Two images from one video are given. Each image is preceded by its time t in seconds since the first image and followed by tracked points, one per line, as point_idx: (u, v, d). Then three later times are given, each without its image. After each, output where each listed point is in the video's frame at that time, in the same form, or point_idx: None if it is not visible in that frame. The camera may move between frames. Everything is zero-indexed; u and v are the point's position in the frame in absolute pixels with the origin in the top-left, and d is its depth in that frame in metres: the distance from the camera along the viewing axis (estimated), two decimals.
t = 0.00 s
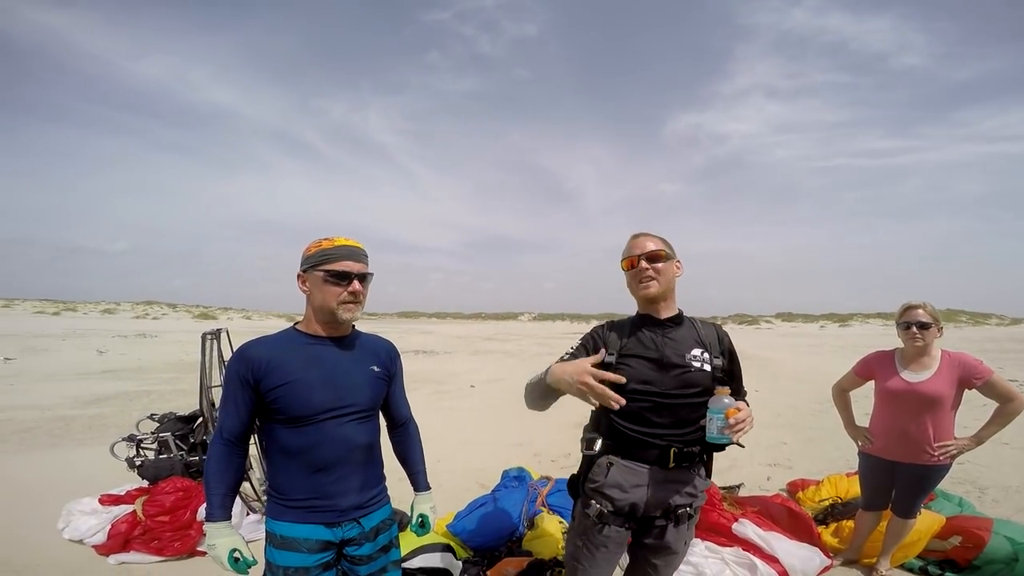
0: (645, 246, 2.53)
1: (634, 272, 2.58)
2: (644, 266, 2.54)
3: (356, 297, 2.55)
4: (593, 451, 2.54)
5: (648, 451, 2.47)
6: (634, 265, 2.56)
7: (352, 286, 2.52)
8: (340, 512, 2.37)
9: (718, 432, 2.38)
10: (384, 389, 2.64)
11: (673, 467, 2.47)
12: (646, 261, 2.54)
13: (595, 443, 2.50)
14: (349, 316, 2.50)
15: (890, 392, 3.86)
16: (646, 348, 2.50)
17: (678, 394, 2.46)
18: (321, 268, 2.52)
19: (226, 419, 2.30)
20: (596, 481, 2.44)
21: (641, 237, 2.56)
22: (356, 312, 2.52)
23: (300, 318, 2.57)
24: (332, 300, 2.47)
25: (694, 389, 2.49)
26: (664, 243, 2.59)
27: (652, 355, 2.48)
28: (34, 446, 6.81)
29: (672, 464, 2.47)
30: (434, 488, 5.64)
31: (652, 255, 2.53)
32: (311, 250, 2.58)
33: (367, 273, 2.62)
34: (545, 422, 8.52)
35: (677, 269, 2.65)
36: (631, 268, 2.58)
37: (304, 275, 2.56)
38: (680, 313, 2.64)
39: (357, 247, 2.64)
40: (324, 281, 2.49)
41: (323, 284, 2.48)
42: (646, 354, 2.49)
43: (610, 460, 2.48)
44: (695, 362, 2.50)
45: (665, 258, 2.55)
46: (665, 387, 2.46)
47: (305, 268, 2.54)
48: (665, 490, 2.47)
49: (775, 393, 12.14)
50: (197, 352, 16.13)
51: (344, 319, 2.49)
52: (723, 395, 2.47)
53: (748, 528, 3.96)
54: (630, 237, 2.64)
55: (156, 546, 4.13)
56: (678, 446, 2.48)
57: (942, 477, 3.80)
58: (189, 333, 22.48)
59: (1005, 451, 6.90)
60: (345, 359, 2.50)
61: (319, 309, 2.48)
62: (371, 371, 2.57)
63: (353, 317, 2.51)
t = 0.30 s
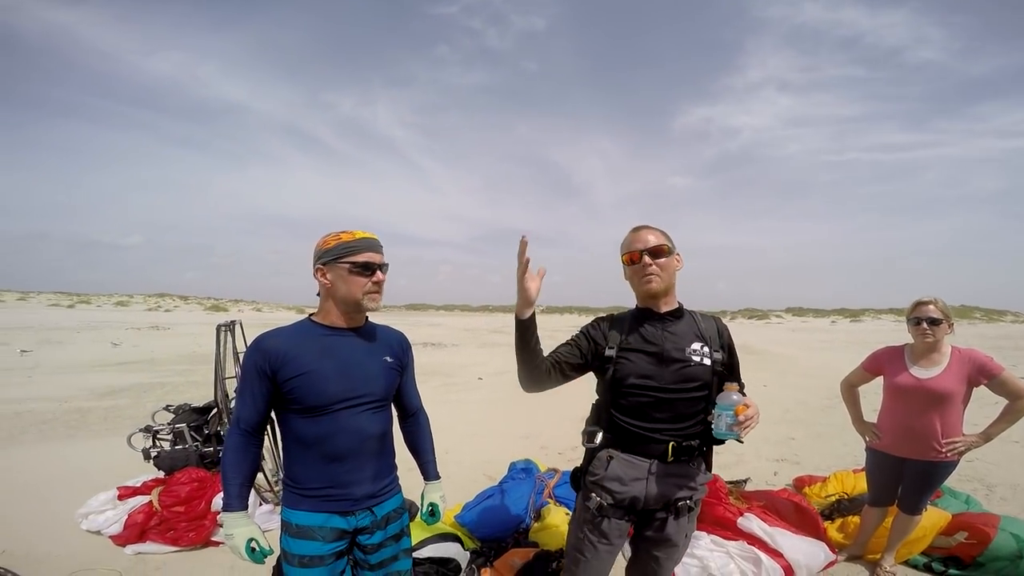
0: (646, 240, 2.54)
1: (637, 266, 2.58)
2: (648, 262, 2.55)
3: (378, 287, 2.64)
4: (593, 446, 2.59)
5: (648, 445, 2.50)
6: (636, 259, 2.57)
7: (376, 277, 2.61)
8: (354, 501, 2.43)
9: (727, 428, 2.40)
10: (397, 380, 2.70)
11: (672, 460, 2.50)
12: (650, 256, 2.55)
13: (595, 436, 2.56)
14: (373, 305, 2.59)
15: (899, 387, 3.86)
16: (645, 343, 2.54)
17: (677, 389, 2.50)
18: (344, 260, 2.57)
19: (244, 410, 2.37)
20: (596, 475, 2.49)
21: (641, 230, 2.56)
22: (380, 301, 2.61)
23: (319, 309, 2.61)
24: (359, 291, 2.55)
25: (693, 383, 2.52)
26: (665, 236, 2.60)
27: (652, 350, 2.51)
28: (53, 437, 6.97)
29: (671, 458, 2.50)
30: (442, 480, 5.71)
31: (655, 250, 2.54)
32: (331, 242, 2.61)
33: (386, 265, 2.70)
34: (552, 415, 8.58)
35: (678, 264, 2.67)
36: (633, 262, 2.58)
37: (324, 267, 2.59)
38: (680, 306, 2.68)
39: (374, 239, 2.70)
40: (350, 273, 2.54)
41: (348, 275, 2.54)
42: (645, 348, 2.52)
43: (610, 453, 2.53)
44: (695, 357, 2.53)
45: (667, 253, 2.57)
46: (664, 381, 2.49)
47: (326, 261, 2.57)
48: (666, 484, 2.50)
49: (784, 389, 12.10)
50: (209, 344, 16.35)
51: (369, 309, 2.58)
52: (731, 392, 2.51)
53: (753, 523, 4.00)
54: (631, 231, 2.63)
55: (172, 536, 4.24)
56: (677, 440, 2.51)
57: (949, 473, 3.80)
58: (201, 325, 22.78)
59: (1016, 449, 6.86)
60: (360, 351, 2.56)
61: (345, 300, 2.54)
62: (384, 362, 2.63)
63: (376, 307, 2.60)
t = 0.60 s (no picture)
0: (616, 233, 2.58)
1: (609, 259, 2.60)
2: (620, 254, 2.57)
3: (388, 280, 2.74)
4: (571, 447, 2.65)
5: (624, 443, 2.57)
6: (608, 252, 2.59)
7: (386, 271, 2.70)
8: (357, 490, 2.50)
9: (705, 426, 2.48)
10: (398, 371, 2.77)
11: (649, 457, 2.57)
12: (622, 248, 2.58)
13: (571, 440, 2.60)
14: (384, 297, 2.70)
15: (891, 383, 3.93)
16: (618, 342, 2.59)
17: (651, 386, 2.56)
18: (357, 255, 2.62)
19: (252, 401, 2.43)
20: (574, 475, 2.55)
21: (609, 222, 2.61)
22: (390, 293, 2.72)
23: (329, 302, 2.65)
24: (373, 285, 2.64)
25: (667, 379, 2.58)
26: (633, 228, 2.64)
27: (624, 348, 2.57)
28: (57, 430, 7.05)
29: (648, 455, 2.57)
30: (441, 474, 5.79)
31: (625, 242, 2.58)
32: (341, 237, 2.65)
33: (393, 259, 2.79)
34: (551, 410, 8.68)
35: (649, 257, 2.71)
36: (605, 255, 2.60)
37: (334, 262, 2.62)
38: (651, 301, 2.73)
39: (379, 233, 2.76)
40: (363, 268, 2.62)
41: (361, 270, 2.61)
42: (618, 347, 2.58)
43: (587, 453, 2.59)
44: (667, 353, 2.59)
45: (638, 246, 2.60)
46: (637, 380, 2.55)
47: (337, 255, 2.61)
48: (644, 481, 2.56)
49: (781, 385, 12.19)
50: (209, 338, 16.43)
51: (381, 300, 2.69)
52: (709, 389, 2.56)
53: (746, 516, 4.07)
54: (600, 225, 2.66)
55: (175, 527, 4.31)
56: (653, 437, 2.58)
57: (938, 469, 3.87)
58: (202, 318, 22.89)
59: (1009, 447, 6.94)
60: (363, 342, 2.62)
61: (359, 294, 2.61)
62: (387, 353, 2.69)
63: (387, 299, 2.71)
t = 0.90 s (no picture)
0: (567, 234, 2.62)
1: (559, 261, 2.64)
2: (570, 256, 2.61)
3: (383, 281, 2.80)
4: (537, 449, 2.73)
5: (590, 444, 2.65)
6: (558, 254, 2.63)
7: (380, 272, 2.76)
8: (357, 485, 2.57)
9: (661, 423, 2.56)
10: (395, 370, 2.83)
11: (614, 456, 2.65)
12: (572, 249, 2.62)
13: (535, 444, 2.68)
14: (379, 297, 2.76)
15: (873, 375, 4.05)
16: (577, 343, 2.67)
17: (612, 384, 2.65)
18: (351, 258, 2.68)
19: (254, 400, 2.49)
20: (543, 477, 2.64)
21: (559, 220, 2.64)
22: (385, 293, 2.79)
23: (325, 303, 2.71)
24: (367, 285, 2.69)
25: (628, 378, 2.67)
26: (585, 226, 2.68)
27: (583, 349, 2.65)
28: (54, 434, 7.05)
29: (613, 454, 2.65)
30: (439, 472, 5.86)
31: (575, 243, 2.62)
32: (337, 241, 2.71)
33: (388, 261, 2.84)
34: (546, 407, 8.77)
35: (601, 255, 2.75)
36: (556, 257, 2.64)
37: (330, 264, 2.68)
38: (609, 297, 2.80)
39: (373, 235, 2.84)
40: (359, 269, 2.67)
41: (356, 272, 2.67)
42: (577, 348, 2.66)
43: (555, 455, 2.67)
44: (627, 351, 2.67)
45: (588, 245, 2.64)
46: (599, 379, 2.64)
47: (333, 258, 2.66)
48: (611, 480, 2.64)
49: (774, 379, 12.33)
50: (203, 340, 16.37)
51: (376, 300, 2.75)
52: (666, 384, 2.65)
53: (737, 508, 4.17)
54: (552, 224, 2.70)
55: (176, 528, 4.36)
56: (618, 436, 2.67)
57: (921, 459, 3.98)
58: (196, 320, 22.83)
59: (995, 439, 7.08)
60: (361, 342, 2.68)
61: (354, 294, 2.67)
62: (384, 352, 2.76)
63: (381, 298, 2.77)
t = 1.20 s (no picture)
0: (542, 239, 2.70)
1: (535, 267, 2.73)
2: (546, 261, 2.70)
3: (361, 284, 2.74)
4: (512, 456, 2.80)
5: (565, 449, 2.73)
6: (534, 259, 2.71)
7: (357, 275, 2.73)
8: (349, 482, 2.62)
9: (622, 429, 2.59)
10: (389, 370, 2.89)
11: (589, 460, 2.73)
12: (548, 256, 2.70)
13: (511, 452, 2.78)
14: (352, 301, 2.70)
15: (855, 378, 4.16)
16: (551, 350, 2.76)
17: (585, 389, 2.73)
18: (332, 259, 2.75)
19: (250, 398, 2.54)
20: (521, 482, 2.72)
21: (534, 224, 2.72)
22: (360, 298, 2.72)
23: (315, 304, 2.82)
24: (340, 287, 2.69)
25: (600, 383, 2.76)
26: (561, 230, 2.75)
27: (557, 355, 2.74)
28: (45, 434, 7.04)
29: (588, 458, 2.73)
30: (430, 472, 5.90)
31: (551, 249, 2.69)
32: (328, 245, 2.85)
33: (373, 265, 2.81)
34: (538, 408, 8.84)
35: (575, 260, 2.83)
36: (532, 263, 2.73)
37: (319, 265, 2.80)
38: (581, 303, 2.90)
39: (365, 241, 2.87)
40: (334, 270, 2.71)
41: (332, 272, 2.71)
42: (551, 355, 2.75)
43: (531, 460, 2.75)
44: (599, 356, 2.76)
45: (564, 251, 2.72)
46: (572, 385, 2.72)
47: (321, 259, 2.78)
48: (586, 482, 2.72)
49: (764, 382, 12.48)
50: (194, 340, 16.29)
51: (349, 304, 2.70)
52: (627, 391, 2.70)
53: (722, 508, 4.25)
54: (528, 229, 2.77)
55: (168, 526, 4.38)
56: (592, 441, 2.75)
57: (902, 461, 4.08)
58: (188, 320, 22.76)
59: (978, 441, 7.22)
60: (355, 343, 2.74)
61: (328, 295, 2.70)
62: (378, 353, 2.82)
63: (356, 302, 2.71)
